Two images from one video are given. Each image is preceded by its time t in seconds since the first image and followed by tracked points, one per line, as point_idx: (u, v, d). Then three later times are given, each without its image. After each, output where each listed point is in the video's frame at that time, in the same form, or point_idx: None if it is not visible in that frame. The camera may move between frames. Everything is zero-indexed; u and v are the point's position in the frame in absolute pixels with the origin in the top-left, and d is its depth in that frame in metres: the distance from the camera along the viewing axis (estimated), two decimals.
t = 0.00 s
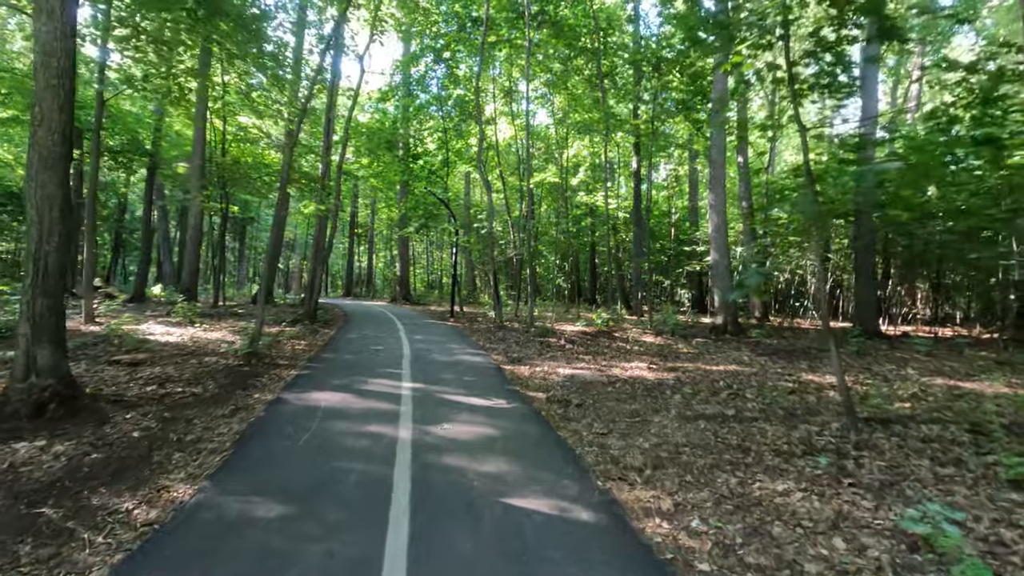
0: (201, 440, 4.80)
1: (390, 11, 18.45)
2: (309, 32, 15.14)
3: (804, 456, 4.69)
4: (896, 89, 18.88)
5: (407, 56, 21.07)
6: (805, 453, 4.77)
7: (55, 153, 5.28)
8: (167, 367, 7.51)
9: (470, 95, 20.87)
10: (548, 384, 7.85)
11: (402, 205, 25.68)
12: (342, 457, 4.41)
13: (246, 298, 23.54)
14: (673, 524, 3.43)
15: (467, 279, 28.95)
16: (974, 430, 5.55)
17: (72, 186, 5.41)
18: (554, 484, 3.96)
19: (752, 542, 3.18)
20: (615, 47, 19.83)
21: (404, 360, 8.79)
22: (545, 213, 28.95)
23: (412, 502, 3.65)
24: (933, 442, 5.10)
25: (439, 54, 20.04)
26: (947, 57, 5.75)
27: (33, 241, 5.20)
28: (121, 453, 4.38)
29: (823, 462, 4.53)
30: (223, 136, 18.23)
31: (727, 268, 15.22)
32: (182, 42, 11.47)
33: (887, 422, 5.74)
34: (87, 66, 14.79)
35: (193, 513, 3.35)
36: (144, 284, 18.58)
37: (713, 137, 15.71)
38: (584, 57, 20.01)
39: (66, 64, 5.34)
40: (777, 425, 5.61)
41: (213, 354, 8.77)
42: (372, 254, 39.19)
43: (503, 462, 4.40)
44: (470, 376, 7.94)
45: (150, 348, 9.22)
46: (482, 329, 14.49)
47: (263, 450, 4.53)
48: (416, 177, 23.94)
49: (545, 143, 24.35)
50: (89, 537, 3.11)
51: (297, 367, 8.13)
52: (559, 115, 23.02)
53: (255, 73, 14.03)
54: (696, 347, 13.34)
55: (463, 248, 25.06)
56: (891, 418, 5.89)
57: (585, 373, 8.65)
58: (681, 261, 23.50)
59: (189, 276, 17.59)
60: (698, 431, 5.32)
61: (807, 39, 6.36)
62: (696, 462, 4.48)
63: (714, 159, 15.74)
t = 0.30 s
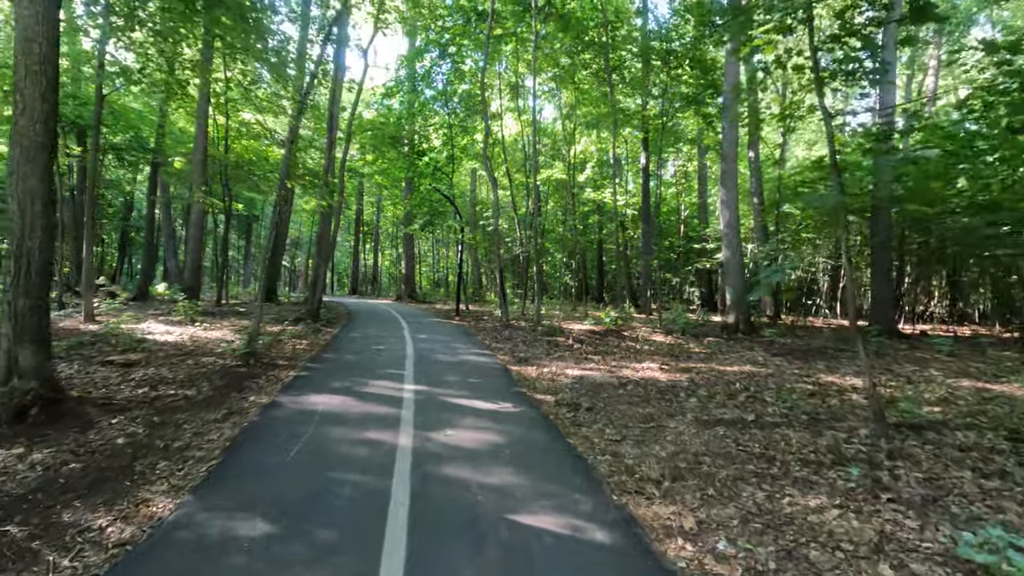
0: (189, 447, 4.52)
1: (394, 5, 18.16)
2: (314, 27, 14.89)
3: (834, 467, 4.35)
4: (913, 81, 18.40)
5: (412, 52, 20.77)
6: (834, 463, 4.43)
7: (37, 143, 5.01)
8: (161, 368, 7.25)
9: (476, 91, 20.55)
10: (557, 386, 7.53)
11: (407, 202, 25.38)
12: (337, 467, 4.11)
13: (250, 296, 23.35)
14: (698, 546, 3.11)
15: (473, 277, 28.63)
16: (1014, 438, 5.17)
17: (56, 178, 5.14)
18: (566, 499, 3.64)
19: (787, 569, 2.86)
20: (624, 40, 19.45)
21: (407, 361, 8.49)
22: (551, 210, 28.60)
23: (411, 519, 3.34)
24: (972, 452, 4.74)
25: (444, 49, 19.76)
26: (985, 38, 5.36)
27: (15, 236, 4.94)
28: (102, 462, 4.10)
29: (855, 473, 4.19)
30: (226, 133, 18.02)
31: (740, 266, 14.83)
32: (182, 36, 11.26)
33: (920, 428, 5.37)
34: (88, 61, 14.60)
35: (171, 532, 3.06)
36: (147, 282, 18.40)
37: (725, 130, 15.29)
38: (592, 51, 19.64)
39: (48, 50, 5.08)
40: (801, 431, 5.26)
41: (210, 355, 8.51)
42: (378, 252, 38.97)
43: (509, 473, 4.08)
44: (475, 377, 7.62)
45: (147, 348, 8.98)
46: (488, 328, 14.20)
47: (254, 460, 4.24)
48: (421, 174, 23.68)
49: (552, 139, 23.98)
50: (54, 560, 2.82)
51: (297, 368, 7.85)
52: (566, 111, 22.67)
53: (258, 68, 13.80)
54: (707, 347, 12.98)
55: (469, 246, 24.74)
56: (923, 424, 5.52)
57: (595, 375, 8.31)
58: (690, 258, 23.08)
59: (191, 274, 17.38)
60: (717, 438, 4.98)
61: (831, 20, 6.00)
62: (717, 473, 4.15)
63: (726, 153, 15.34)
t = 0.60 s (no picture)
0: (179, 455, 4.24)
1: None
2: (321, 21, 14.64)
3: (874, 480, 4.00)
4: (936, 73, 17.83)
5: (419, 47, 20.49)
6: (873, 475, 4.08)
7: (21, 134, 4.74)
8: (159, 369, 7.01)
9: (484, 85, 20.24)
10: (568, 388, 7.23)
11: (415, 199, 25.12)
12: (335, 479, 3.80)
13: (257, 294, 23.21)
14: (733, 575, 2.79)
15: (481, 275, 28.32)
16: None
17: (41, 170, 4.88)
18: (583, 517, 3.32)
19: None
20: (635, 33, 19.06)
21: (413, 362, 8.21)
22: (561, 207, 28.24)
23: (412, 538, 3.03)
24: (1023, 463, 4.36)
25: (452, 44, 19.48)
26: None
27: None
28: (84, 473, 3.83)
29: (898, 487, 3.83)
30: (231, 129, 17.84)
31: (756, 263, 14.41)
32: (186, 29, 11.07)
33: (961, 436, 5.00)
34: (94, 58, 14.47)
35: (146, 555, 2.77)
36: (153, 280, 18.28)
37: (740, 124, 14.86)
38: (603, 44, 19.26)
39: (33, 36, 4.82)
40: (833, 439, 4.90)
41: (211, 355, 8.27)
42: (386, 250, 38.77)
43: (520, 486, 3.77)
44: (484, 378, 7.33)
45: (146, 348, 8.76)
46: (496, 327, 13.90)
47: (246, 470, 3.95)
48: (429, 170, 23.42)
49: (562, 135, 23.64)
50: None
51: (300, 369, 7.60)
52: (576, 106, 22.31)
53: (264, 63, 13.60)
54: (722, 346, 12.59)
55: (477, 243, 24.45)
56: (964, 431, 5.14)
57: (608, 376, 7.98)
58: (702, 256, 22.64)
59: (197, 272, 17.21)
60: (743, 447, 4.64)
61: None
62: (747, 487, 3.81)
63: (741, 147, 14.91)
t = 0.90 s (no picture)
0: (167, 467, 3.99)
1: None
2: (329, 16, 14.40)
3: (919, 498, 3.64)
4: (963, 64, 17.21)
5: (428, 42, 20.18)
6: (917, 493, 3.72)
7: (6, 126, 4.51)
8: (158, 371, 6.81)
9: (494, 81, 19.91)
10: (581, 392, 6.91)
11: (424, 197, 24.86)
12: (330, 495, 3.52)
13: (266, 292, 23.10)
14: None
15: (491, 273, 28.02)
16: None
17: (27, 164, 4.64)
18: (599, 542, 3.01)
19: None
20: (648, 26, 18.62)
21: (420, 363, 7.93)
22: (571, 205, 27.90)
23: (409, 565, 2.72)
24: None
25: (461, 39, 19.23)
26: None
27: None
28: (62, 486, 3.58)
29: (947, 507, 3.48)
30: (239, 127, 17.67)
31: (774, 260, 13.97)
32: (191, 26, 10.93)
33: (1008, 448, 4.62)
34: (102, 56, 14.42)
35: None
36: (161, 279, 18.21)
37: (757, 117, 14.43)
38: (615, 38, 18.82)
39: (18, 23, 4.58)
40: (869, 451, 4.54)
41: (212, 356, 8.06)
42: (396, 248, 38.62)
43: (530, 504, 3.46)
44: (493, 382, 7.03)
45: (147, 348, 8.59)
46: (505, 327, 13.61)
47: (235, 484, 3.68)
48: (438, 167, 23.18)
49: (573, 131, 23.25)
50: None
51: (303, 371, 7.36)
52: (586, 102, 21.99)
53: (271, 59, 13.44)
54: (739, 347, 12.19)
55: (487, 241, 24.15)
56: (1010, 441, 4.76)
57: (622, 379, 7.65)
58: (716, 253, 22.15)
59: (203, 271, 17.08)
60: (771, 460, 4.29)
61: None
62: (779, 506, 3.47)
63: (759, 141, 14.44)
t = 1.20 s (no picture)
0: (149, 479, 3.71)
1: None
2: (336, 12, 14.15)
3: (976, 523, 3.25)
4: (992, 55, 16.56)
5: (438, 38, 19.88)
6: (973, 516, 3.33)
7: None
8: (154, 373, 6.56)
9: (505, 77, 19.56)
10: (594, 397, 6.56)
11: (434, 194, 24.59)
12: (319, 515, 3.20)
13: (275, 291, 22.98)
14: None
15: (502, 272, 27.70)
16: None
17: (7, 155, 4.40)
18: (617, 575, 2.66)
19: None
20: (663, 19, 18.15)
21: (426, 365, 7.61)
22: (583, 202, 27.49)
23: None
24: None
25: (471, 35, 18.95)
26: None
27: None
28: (33, 501, 3.31)
29: (1008, 534, 3.09)
30: (246, 124, 17.50)
31: (793, 258, 13.48)
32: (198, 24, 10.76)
33: None
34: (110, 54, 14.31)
35: None
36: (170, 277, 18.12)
37: (776, 111, 13.91)
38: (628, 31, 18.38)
39: None
40: (912, 466, 4.14)
41: (212, 356, 7.82)
42: (406, 247, 38.45)
43: (540, 527, 3.12)
44: (502, 385, 6.68)
45: (147, 348, 8.36)
46: (515, 326, 13.29)
47: (218, 500, 3.38)
48: (448, 165, 22.89)
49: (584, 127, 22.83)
50: None
51: (304, 373, 7.09)
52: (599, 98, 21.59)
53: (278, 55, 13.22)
54: (758, 348, 11.75)
55: (497, 240, 23.82)
56: None
57: (637, 383, 7.28)
58: (732, 251, 21.63)
59: (211, 269, 16.94)
60: (804, 476, 3.91)
61: None
62: (819, 532, 3.11)
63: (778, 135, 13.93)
